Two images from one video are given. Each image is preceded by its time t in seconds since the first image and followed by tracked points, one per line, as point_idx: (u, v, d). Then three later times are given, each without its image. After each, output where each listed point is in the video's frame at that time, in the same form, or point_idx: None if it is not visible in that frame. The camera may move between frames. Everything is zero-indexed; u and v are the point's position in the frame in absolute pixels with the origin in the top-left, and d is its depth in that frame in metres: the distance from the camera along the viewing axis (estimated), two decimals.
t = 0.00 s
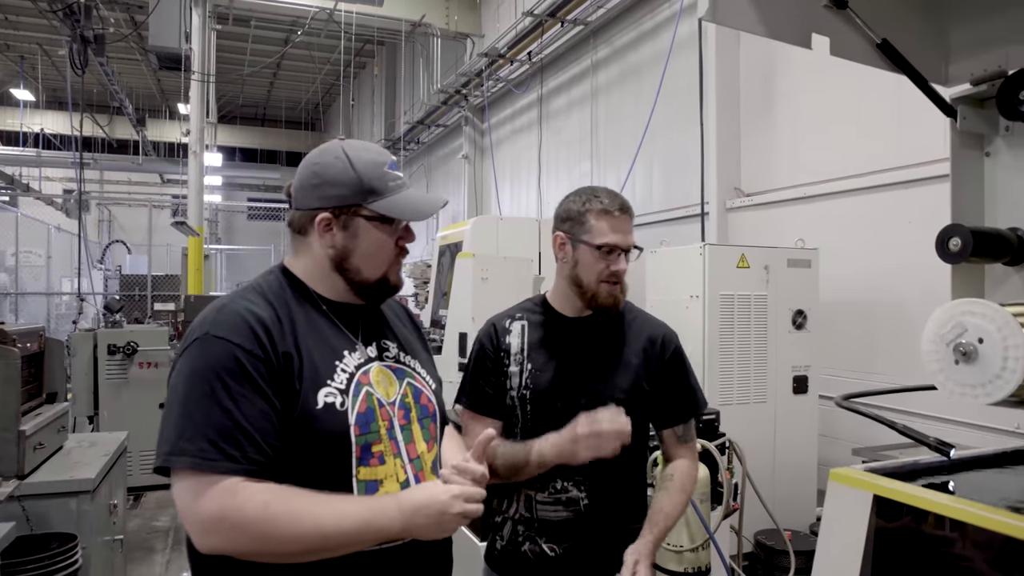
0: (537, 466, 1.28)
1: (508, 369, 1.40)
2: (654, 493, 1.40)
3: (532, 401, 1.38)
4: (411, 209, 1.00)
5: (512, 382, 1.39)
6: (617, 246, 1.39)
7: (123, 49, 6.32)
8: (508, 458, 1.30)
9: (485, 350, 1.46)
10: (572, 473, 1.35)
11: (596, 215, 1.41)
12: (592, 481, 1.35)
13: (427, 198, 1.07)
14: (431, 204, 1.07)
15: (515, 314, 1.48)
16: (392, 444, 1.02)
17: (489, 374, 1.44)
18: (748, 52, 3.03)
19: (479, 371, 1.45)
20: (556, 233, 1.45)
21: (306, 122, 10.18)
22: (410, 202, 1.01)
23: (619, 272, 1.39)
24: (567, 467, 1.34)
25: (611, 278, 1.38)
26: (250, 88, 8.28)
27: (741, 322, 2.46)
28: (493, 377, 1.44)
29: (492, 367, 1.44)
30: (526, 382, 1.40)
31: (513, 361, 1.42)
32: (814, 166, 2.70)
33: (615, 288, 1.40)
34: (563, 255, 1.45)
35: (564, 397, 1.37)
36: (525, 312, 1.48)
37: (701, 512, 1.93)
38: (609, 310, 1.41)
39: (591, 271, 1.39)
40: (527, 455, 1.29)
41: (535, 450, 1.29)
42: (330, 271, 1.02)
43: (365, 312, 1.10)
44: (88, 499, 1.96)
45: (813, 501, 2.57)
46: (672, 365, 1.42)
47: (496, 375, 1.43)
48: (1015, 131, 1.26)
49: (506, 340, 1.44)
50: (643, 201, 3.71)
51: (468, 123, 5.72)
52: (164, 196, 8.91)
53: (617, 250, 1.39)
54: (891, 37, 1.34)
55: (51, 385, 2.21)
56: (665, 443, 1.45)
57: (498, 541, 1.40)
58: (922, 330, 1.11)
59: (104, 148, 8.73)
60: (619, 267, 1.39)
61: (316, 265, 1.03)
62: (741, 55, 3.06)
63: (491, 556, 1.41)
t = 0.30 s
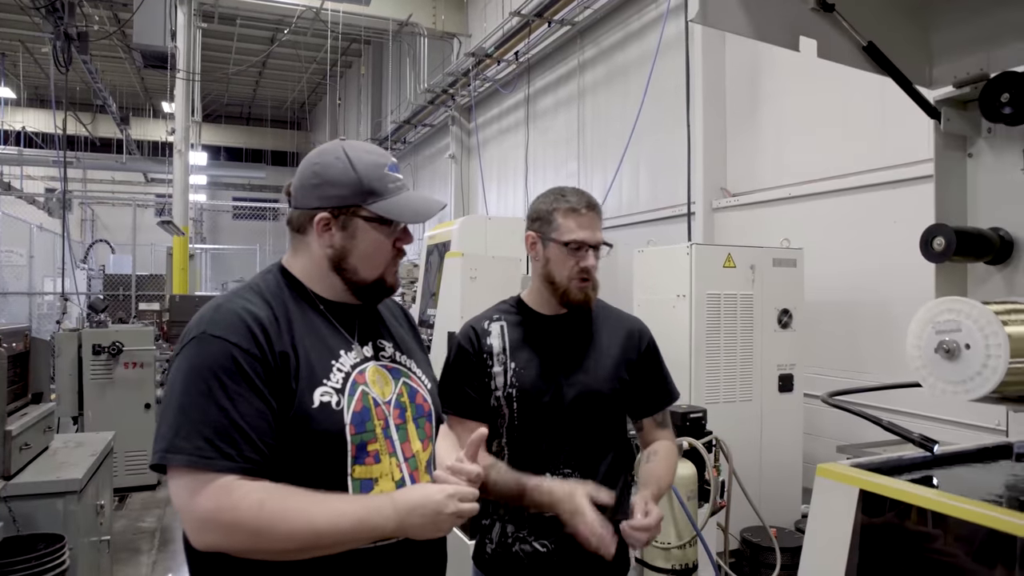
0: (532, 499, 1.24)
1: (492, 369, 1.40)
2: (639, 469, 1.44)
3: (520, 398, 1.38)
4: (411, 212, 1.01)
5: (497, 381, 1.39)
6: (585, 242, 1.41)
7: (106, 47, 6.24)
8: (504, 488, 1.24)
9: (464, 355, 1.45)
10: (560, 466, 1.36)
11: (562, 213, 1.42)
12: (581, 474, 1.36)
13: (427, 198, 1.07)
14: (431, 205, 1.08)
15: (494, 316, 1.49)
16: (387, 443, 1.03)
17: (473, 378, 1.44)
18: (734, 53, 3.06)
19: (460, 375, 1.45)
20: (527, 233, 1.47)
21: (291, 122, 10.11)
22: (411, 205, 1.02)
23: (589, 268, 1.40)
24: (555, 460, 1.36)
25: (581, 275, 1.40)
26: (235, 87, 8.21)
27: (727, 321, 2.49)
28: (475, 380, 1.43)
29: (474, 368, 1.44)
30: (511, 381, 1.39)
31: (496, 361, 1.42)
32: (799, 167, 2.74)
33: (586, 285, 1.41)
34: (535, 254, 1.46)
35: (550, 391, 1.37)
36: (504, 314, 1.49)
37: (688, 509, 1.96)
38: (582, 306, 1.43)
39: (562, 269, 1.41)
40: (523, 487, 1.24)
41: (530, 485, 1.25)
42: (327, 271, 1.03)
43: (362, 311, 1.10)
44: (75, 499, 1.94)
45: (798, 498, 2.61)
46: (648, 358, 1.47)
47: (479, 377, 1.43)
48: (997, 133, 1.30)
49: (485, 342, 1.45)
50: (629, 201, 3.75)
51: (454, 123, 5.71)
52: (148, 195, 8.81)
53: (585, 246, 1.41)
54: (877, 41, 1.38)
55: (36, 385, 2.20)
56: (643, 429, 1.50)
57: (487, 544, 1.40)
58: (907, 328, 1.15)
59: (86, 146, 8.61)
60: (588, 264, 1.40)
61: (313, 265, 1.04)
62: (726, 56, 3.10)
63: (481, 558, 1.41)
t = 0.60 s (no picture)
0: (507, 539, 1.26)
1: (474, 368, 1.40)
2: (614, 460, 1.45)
3: (503, 395, 1.39)
4: (408, 214, 1.02)
5: (479, 379, 1.40)
6: (528, 226, 1.43)
7: (92, 45, 6.17)
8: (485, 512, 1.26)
9: (445, 355, 1.45)
10: (544, 461, 1.37)
11: (507, 206, 1.47)
12: (564, 468, 1.37)
13: (425, 201, 1.08)
14: (427, 207, 1.09)
15: (474, 316, 1.48)
16: (384, 441, 1.03)
17: (454, 377, 1.43)
18: (723, 53, 3.09)
19: (442, 375, 1.44)
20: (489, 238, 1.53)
21: (280, 121, 10.06)
22: (407, 206, 1.02)
23: (535, 249, 1.40)
24: (538, 455, 1.37)
25: (529, 258, 1.40)
26: (223, 86, 8.15)
27: (717, 319, 2.50)
28: (455, 380, 1.43)
29: (457, 366, 1.43)
30: (494, 378, 1.40)
31: (478, 360, 1.42)
32: (787, 167, 2.77)
33: (538, 268, 1.40)
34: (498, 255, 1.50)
35: (533, 388, 1.38)
36: (484, 313, 1.49)
37: (678, 506, 1.96)
38: (538, 291, 1.42)
39: (513, 258, 1.43)
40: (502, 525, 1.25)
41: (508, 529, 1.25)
42: (323, 270, 1.03)
43: (357, 311, 1.10)
44: (64, 500, 1.92)
45: (787, 494, 2.64)
46: (629, 354, 1.48)
47: (461, 376, 1.43)
48: (983, 134, 1.33)
49: (467, 342, 1.44)
50: (618, 200, 3.77)
51: (443, 122, 5.71)
52: (134, 195, 8.72)
53: (529, 230, 1.43)
54: (865, 42, 1.41)
55: (23, 385, 2.19)
56: (620, 422, 1.50)
57: (474, 542, 1.41)
58: (896, 325, 1.17)
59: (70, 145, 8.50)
60: (535, 245, 1.40)
61: (308, 264, 1.04)
62: (715, 56, 3.13)
63: (468, 554, 1.41)
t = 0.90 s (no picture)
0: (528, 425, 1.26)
1: (462, 362, 1.41)
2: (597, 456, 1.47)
3: (491, 390, 1.40)
4: (396, 212, 1.02)
5: (468, 373, 1.41)
6: (499, 229, 1.41)
7: (80, 43, 6.12)
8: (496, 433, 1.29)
9: (433, 348, 1.46)
10: (529, 455, 1.37)
11: (481, 208, 1.46)
12: (548, 463, 1.38)
13: (413, 199, 1.09)
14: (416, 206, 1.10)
15: (456, 318, 1.49)
16: (376, 437, 1.03)
17: (442, 363, 1.44)
18: (713, 54, 3.11)
19: (431, 367, 1.45)
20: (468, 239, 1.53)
21: (269, 121, 9.99)
22: (396, 204, 1.03)
23: (508, 252, 1.40)
24: (524, 450, 1.37)
25: (503, 260, 1.40)
26: (213, 84, 8.10)
27: (707, 318, 2.52)
28: (443, 371, 1.44)
29: (445, 357, 1.44)
30: (482, 372, 1.41)
31: (466, 354, 1.43)
32: (777, 167, 2.80)
33: (512, 269, 1.41)
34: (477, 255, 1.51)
35: (519, 381, 1.40)
36: (470, 312, 1.49)
37: (668, 504, 1.96)
38: (514, 291, 1.43)
39: (488, 259, 1.43)
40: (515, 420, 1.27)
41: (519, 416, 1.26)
42: (313, 267, 1.03)
43: (347, 308, 1.10)
44: (53, 501, 1.91)
45: (777, 493, 2.67)
46: (612, 351, 1.48)
47: (447, 369, 1.44)
48: (970, 135, 1.36)
49: (454, 338, 1.46)
50: (609, 200, 3.79)
51: (434, 122, 5.70)
52: (123, 194, 8.65)
53: (501, 233, 1.41)
54: (855, 43, 1.43)
55: (11, 385, 2.17)
56: (604, 417, 1.50)
57: (459, 536, 1.41)
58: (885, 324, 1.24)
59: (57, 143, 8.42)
60: (507, 248, 1.40)
61: (298, 262, 1.04)
62: (706, 57, 3.15)
63: (455, 549, 1.42)
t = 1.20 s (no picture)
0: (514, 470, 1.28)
1: (452, 362, 1.42)
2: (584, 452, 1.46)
3: (480, 390, 1.40)
4: (384, 207, 1.03)
5: (457, 373, 1.41)
6: (491, 237, 1.42)
7: (68, 40, 6.07)
8: (480, 469, 1.27)
9: (423, 349, 1.47)
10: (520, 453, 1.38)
11: (473, 212, 1.45)
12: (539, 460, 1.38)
13: (399, 197, 1.09)
14: (403, 205, 1.10)
15: (448, 315, 1.50)
16: (366, 434, 1.03)
17: (433, 369, 1.45)
18: (703, 55, 3.13)
19: (422, 369, 1.46)
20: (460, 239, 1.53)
21: (259, 120, 9.93)
22: (383, 203, 1.03)
23: (500, 260, 1.41)
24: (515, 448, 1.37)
25: (494, 267, 1.41)
26: (202, 83, 8.05)
27: (697, 318, 2.53)
28: (433, 374, 1.45)
29: (436, 360, 1.46)
30: (471, 372, 1.42)
31: (455, 354, 1.44)
32: (766, 168, 2.82)
33: (504, 275, 1.42)
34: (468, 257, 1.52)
35: (508, 381, 1.40)
36: (461, 310, 1.50)
37: (659, 503, 1.96)
38: (506, 296, 1.44)
39: (479, 265, 1.44)
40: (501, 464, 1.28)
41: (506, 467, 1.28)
42: (299, 266, 1.03)
43: (335, 306, 1.11)
44: (40, 501, 1.90)
45: (766, 492, 2.68)
46: (602, 352, 1.50)
47: (437, 372, 1.45)
48: (956, 136, 1.38)
49: (444, 337, 1.46)
50: (600, 200, 3.80)
51: (425, 122, 5.70)
52: (112, 193, 8.58)
53: (492, 240, 1.42)
54: (843, 45, 1.45)
55: None
56: (591, 416, 1.51)
57: (450, 534, 1.41)
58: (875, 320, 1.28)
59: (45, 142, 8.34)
60: (498, 256, 1.41)
61: (284, 260, 1.04)
62: (696, 58, 3.17)
63: (445, 547, 1.42)
